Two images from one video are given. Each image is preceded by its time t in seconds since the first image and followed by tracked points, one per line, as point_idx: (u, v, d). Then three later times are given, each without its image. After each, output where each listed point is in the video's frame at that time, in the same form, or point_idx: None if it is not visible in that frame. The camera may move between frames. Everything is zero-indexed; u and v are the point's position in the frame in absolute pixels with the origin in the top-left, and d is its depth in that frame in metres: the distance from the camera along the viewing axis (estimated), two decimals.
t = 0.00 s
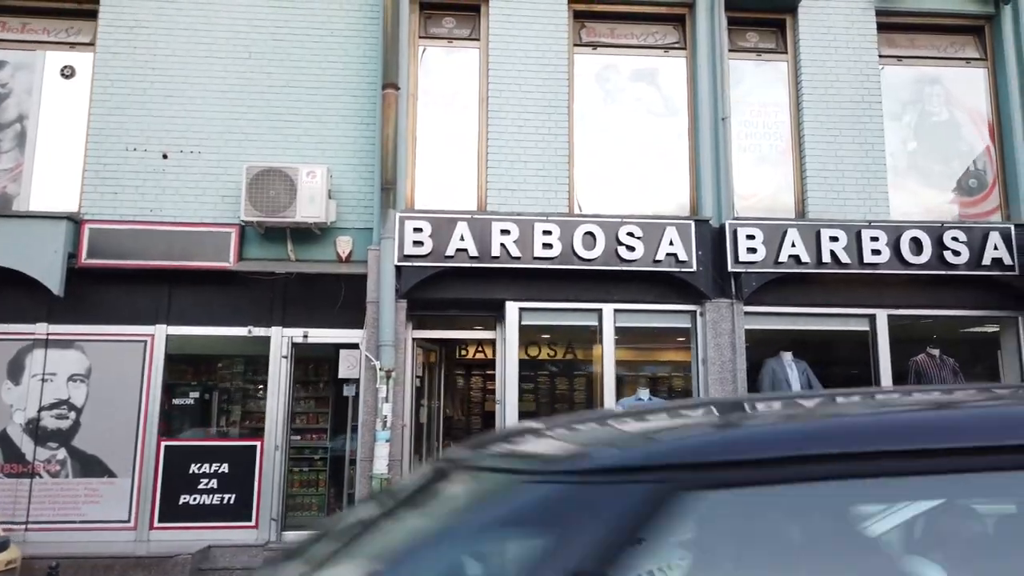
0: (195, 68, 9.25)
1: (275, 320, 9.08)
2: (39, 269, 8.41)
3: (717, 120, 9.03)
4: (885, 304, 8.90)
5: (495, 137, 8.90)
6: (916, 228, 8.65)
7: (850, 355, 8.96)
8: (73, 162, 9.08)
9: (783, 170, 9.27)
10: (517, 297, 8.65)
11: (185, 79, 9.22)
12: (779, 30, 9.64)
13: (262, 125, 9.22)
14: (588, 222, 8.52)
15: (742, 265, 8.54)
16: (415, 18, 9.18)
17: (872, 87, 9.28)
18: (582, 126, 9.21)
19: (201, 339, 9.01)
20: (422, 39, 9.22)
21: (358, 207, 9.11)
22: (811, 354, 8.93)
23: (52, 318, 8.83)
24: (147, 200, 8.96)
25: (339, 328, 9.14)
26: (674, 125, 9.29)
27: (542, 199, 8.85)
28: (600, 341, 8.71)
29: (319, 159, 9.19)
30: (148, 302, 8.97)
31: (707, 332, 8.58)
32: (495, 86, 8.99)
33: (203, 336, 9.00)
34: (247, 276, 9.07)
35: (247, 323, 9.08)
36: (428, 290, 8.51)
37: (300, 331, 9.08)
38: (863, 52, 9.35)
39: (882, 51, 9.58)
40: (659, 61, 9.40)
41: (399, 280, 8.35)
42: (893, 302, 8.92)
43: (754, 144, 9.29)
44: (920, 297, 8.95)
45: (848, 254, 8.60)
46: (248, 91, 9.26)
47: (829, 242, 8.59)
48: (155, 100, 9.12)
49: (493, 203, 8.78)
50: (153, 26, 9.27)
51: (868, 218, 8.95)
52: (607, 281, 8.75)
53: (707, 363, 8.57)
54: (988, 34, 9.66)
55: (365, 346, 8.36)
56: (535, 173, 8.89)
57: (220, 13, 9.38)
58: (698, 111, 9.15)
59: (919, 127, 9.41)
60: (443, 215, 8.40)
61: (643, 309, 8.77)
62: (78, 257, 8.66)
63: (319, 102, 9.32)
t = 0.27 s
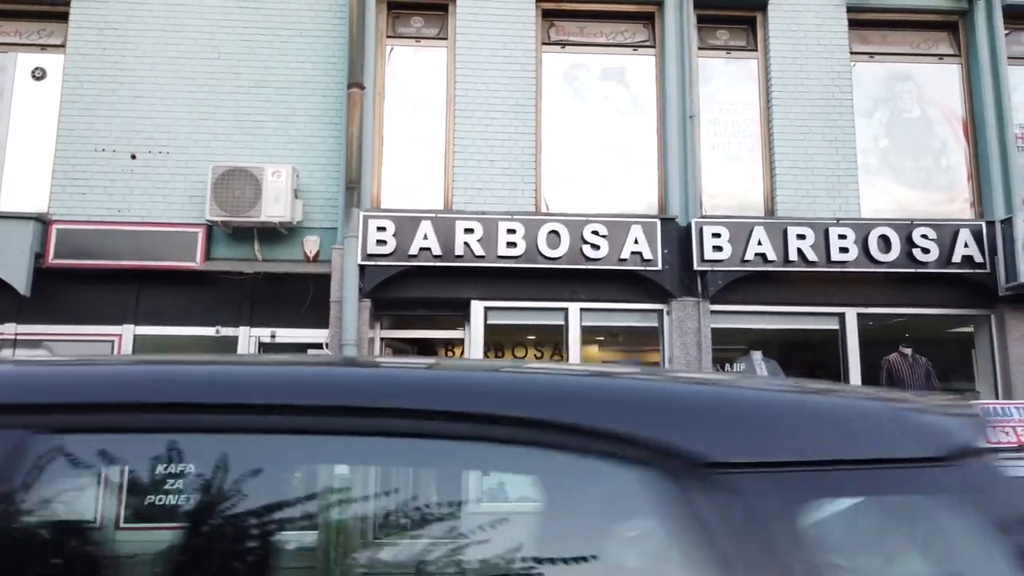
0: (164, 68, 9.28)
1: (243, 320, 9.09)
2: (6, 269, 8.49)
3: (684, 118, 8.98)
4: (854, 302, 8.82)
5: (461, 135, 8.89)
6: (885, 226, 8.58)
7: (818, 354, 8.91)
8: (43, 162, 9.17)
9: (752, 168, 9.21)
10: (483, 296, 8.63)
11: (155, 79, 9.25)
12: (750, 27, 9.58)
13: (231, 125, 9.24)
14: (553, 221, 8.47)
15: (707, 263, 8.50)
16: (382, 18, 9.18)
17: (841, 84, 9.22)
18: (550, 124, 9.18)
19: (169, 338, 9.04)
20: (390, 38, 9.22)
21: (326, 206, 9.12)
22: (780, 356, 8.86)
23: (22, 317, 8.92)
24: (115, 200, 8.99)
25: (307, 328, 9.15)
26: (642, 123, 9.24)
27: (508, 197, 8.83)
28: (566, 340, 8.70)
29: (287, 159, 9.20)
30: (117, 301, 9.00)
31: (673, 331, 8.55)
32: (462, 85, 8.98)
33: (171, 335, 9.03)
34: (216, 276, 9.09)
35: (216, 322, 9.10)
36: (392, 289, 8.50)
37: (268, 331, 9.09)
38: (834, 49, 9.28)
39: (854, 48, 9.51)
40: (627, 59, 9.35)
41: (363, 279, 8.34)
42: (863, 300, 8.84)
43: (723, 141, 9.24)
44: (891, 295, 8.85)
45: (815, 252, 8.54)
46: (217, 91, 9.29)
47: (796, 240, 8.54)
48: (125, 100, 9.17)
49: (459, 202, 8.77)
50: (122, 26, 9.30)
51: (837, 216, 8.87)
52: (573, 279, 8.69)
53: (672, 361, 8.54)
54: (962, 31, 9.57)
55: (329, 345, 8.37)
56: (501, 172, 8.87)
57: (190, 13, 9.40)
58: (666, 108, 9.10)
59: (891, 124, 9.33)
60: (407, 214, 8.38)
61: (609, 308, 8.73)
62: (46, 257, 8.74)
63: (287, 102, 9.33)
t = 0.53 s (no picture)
0: (127, 72, 9.28)
1: (205, 324, 9.09)
2: None
3: (647, 121, 8.94)
4: (816, 305, 8.78)
5: (421, 139, 8.88)
6: (845, 228, 8.55)
7: (780, 357, 8.87)
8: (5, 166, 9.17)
9: (715, 170, 9.18)
10: (443, 300, 8.60)
11: (117, 83, 9.25)
12: (714, 29, 9.56)
13: (193, 129, 9.23)
14: (512, 225, 8.44)
15: (668, 267, 8.46)
16: (344, 21, 9.17)
17: (805, 86, 9.19)
18: (512, 127, 9.15)
19: (132, 342, 9.05)
20: (351, 42, 9.21)
21: (287, 210, 9.11)
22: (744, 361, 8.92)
23: None
24: (76, 204, 8.99)
25: (269, 332, 9.16)
26: (605, 126, 9.21)
27: (469, 201, 8.81)
28: (526, 344, 8.66)
29: (249, 163, 9.19)
30: (79, 306, 8.99)
31: (633, 334, 8.52)
32: (423, 88, 8.96)
33: (133, 339, 9.03)
34: (177, 280, 9.05)
35: (177, 327, 9.08)
36: (352, 293, 8.51)
37: (230, 335, 9.10)
38: (797, 51, 9.26)
39: (819, 49, 9.47)
40: (591, 61, 9.33)
41: (321, 284, 8.32)
42: (825, 303, 8.80)
43: (685, 144, 9.21)
44: (854, 298, 8.81)
45: (776, 255, 8.50)
46: (179, 95, 9.28)
47: (756, 242, 8.50)
48: (87, 104, 9.16)
49: (419, 206, 8.75)
50: (85, 30, 9.31)
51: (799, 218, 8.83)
52: (534, 283, 8.66)
53: (632, 365, 8.52)
54: (928, 32, 9.51)
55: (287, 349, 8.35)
56: (461, 175, 8.85)
57: (153, 17, 9.40)
58: (628, 111, 9.07)
59: (855, 126, 9.29)
60: (365, 218, 8.35)
61: (570, 312, 8.70)
62: (6, 261, 8.73)
63: (250, 106, 9.32)
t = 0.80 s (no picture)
0: (94, 75, 9.33)
1: (170, 325, 9.14)
2: None
3: (610, 123, 8.96)
4: (779, 306, 8.78)
5: (385, 141, 8.91)
6: (807, 229, 8.56)
7: (744, 359, 8.86)
8: None
9: (679, 172, 9.20)
10: (406, 301, 8.60)
11: (84, 87, 9.30)
12: (680, 31, 9.58)
13: (159, 132, 9.27)
14: (473, 226, 8.45)
15: (628, 268, 8.47)
16: (309, 24, 9.21)
17: (769, 87, 9.20)
18: (476, 130, 9.18)
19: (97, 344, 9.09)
20: (316, 45, 9.25)
21: (252, 212, 9.13)
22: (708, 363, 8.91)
23: None
24: (42, 207, 9.03)
25: (234, 334, 9.20)
26: (569, 128, 9.23)
27: (432, 202, 8.83)
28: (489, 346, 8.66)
29: (214, 165, 9.22)
30: (45, 308, 9.01)
31: (595, 335, 8.53)
32: (387, 91, 8.99)
33: (98, 341, 9.07)
34: (142, 282, 9.09)
35: (142, 328, 9.13)
36: (313, 295, 8.49)
37: (195, 336, 9.15)
38: (761, 52, 9.28)
39: (784, 51, 9.49)
40: (555, 64, 9.36)
41: (282, 285, 8.34)
42: (788, 304, 8.79)
43: (650, 145, 9.23)
44: (817, 300, 8.80)
45: (737, 256, 8.52)
46: (145, 98, 9.32)
47: (717, 243, 8.52)
48: (53, 107, 9.21)
49: (382, 207, 8.77)
50: (52, 34, 9.36)
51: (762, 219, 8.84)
52: (496, 285, 8.67)
53: (594, 366, 8.52)
54: (894, 33, 9.51)
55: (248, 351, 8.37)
56: (424, 177, 8.87)
57: (120, 21, 9.45)
58: (591, 113, 9.08)
59: (820, 127, 9.30)
60: (326, 220, 8.36)
61: (533, 313, 8.72)
62: None
63: (216, 108, 9.36)
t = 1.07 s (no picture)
0: (60, 81, 9.36)
1: (134, 330, 9.14)
2: None
3: (572, 127, 8.96)
4: (741, 310, 8.76)
5: (347, 145, 8.92)
6: (768, 234, 8.55)
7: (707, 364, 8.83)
8: None
9: (643, 176, 9.20)
10: (367, 306, 8.59)
11: (50, 92, 9.32)
12: (645, 35, 9.58)
13: (124, 137, 9.29)
14: (433, 231, 8.44)
15: (589, 272, 8.47)
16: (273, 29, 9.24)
17: (732, 91, 9.21)
18: (440, 134, 9.19)
19: (61, 349, 9.09)
20: (280, 50, 9.28)
21: (216, 217, 9.15)
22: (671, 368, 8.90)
23: None
24: (7, 212, 9.06)
25: (198, 338, 9.19)
26: (533, 133, 9.23)
27: (394, 207, 8.83)
28: (450, 350, 8.65)
29: (179, 170, 9.24)
30: (9, 312, 9.03)
31: (556, 340, 8.51)
32: (350, 95, 9.01)
33: (62, 346, 9.09)
34: (106, 287, 9.08)
35: (106, 333, 9.14)
36: (274, 300, 8.50)
37: (159, 341, 9.15)
38: (725, 56, 9.28)
39: (748, 55, 9.50)
40: (520, 68, 9.36)
41: (242, 290, 8.34)
42: (751, 308, 8.77)
43: (613, 150, 9.23)
44: (780, 304, 8.78)
45: (697, 260, 8.52)
46: (111, 103, 9.35)
47: (678, 248, 8.52)
48: (19, 112, 9.25)
49: (344, 212, 8.78)
50: (19, 39, 9.39)
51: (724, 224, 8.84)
52: (457, 289, 8.66)
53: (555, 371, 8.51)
54: (859, 37, 9.50)
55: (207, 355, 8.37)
56: (386, 181, 8.87)
57: (87, 26, 9.48)
58: (554, 117, 9.08)
59: (784, 131, 9.31)
60: (286, 224, 8.37)
61: (495, 318, 8.69)
62: None
63: (181, 113, 9.38)
